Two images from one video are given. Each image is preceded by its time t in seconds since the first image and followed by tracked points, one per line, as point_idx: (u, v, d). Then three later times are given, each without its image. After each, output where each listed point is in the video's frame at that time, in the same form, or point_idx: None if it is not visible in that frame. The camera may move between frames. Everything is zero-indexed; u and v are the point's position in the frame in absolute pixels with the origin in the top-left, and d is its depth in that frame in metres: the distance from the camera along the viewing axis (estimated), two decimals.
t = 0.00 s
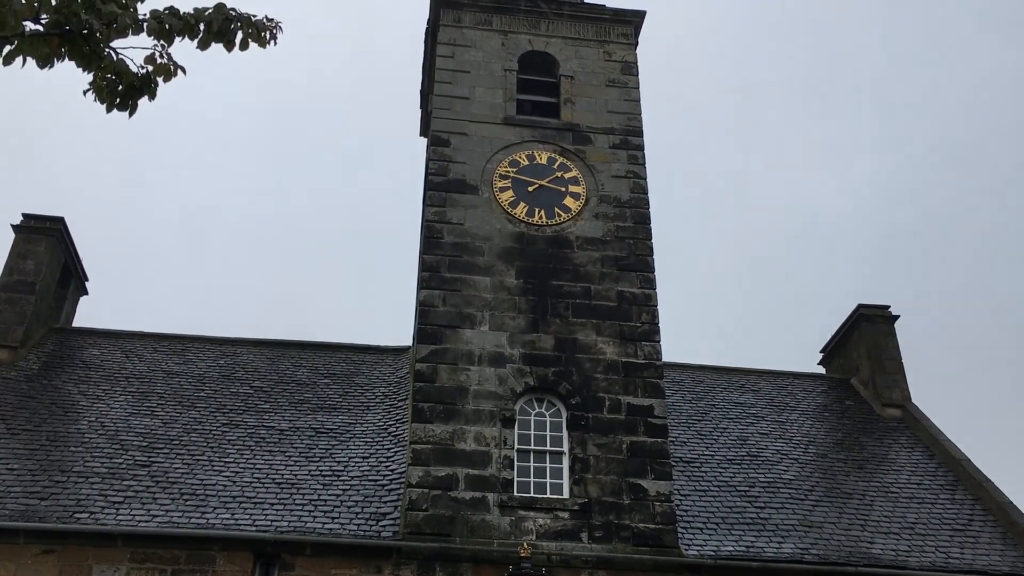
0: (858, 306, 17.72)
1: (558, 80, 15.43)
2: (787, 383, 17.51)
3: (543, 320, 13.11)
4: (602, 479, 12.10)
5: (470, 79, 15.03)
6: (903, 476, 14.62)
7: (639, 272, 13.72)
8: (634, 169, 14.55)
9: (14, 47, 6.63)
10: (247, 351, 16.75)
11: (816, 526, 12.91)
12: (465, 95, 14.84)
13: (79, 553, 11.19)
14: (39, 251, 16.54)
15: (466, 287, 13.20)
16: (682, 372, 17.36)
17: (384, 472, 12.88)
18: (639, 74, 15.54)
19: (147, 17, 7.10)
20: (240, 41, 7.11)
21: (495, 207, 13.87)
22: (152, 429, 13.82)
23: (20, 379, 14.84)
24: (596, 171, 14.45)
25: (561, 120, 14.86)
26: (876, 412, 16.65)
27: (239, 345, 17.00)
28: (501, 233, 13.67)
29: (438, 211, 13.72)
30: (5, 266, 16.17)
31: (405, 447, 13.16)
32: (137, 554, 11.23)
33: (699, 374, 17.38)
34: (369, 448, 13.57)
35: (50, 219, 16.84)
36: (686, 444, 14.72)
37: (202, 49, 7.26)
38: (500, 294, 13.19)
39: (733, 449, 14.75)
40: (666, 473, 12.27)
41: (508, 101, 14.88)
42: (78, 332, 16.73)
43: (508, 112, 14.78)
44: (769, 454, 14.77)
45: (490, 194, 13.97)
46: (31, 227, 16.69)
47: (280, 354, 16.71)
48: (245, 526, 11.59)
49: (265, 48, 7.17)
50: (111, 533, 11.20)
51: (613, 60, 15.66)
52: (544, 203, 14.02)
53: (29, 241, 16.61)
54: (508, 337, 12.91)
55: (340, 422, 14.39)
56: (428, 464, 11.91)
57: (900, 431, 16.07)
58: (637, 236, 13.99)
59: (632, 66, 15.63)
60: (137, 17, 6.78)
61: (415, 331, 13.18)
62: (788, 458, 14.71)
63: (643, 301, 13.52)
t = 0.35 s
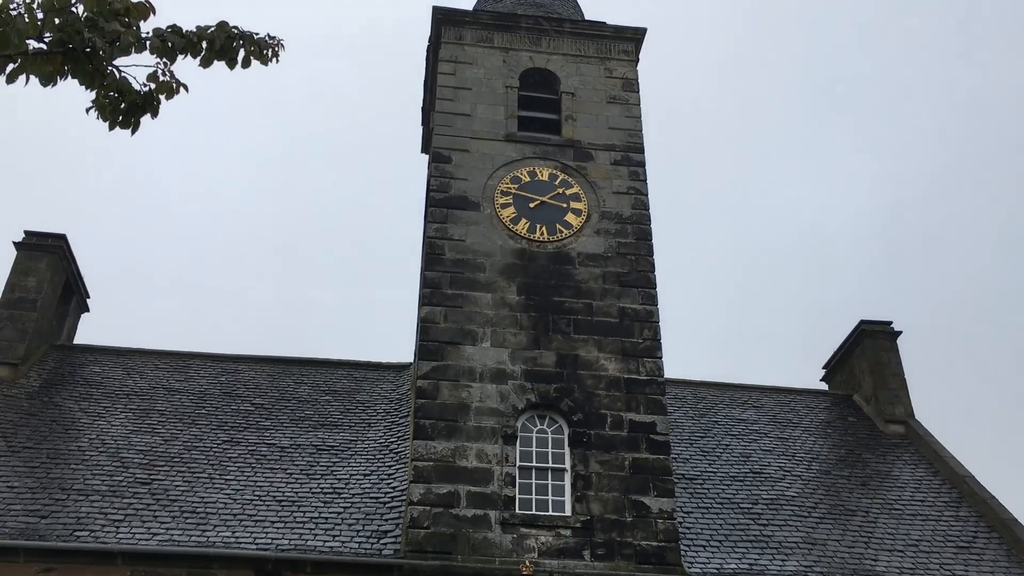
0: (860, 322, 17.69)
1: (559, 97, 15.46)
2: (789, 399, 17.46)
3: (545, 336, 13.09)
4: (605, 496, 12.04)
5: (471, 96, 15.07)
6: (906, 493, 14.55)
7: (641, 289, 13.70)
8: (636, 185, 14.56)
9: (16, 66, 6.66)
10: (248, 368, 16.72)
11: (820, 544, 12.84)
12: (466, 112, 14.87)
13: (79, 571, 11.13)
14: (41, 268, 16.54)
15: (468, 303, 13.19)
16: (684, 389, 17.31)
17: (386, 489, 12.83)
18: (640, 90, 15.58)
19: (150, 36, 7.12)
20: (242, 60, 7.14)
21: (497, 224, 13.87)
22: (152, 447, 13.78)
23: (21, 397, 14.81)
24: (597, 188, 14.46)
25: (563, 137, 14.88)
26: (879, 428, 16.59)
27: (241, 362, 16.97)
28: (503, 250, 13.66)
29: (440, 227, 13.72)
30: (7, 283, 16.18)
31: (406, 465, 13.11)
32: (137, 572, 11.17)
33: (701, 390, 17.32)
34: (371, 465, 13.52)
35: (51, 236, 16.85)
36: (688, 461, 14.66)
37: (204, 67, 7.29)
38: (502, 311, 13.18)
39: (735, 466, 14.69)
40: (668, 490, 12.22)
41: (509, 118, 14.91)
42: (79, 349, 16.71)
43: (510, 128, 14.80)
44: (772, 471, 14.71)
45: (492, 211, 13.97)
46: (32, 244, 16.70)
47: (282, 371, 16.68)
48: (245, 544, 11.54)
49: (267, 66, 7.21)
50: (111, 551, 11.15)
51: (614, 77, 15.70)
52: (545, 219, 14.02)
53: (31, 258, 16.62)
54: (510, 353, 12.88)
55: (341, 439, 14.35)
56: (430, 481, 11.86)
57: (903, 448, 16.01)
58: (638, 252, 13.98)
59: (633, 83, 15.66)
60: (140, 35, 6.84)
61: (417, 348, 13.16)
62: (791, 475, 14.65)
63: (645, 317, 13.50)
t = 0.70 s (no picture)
0: (861, 337, 17.67)
1: (560, 112, 15.51)
2: (791, 414, 17.42)
3: (547, 351, 13.09)
4: (607, 512, 12.01)
5: (472, 111, 15.12)
6: (909, 508, 14.51)
7: (642, 304, 13.71)
8: (637, 200, 14.59)
9: (20, 82, 6.70)
10: (249, 384, 16.71)
11: (823, 559, 12.79)
12: (468, 128, 14.92)
13: None
14: (43, 284, 16.57)
15: (469, 318, 13.20)
16: (685, 403, 17.29)
17: (387, 504, 12.80)
18: (640, 106, 15.63)
19: (153, 52, 7.17)
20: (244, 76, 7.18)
21: (498, 238, 13.89)
22: (153, 463, 13.76)
23: (22, 413, 14.82)
24: (598, 203, 14.49)
25: (564, 152, 14.93)
26: (882, 443, 16.55)
27: (242, 377, 16.96)
28: (504, 265, 13.68)
29: (441, 242, 13.74)
30: (9, 299, 16.21)
31: (407, 480, 13.09)
32: None
33: (702, 405, 17.29)
34: (372, 481, 13.50)
35: (54, 252, 16.88)
36: (690, 476, 14.62)
37: (207, 83, 7.34)
38: (503, 325, 13.18)
39: (738, 482, 14.65)
40: (670, 505, 12.18)
41: (510, 134, 14.95)
42: (80, 365, 16.72)
43: (511, 144, 14.85)
44: (775, 486, 14.68)
45: (493, 226, 14.00)
46: (35, 260, 16.73)
47: (283, 387, 16.66)
48: (246, 561, 11.51)
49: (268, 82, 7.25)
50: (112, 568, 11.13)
51: (615, 93, 15.75)
52: (547, 234, 14.04)
53: (33, 274, 16.64)
54: (511, 368, 12.88)
55: (342, 455, 14.33)
56: (431, 497, 11.84)
57: (905, 463, 15.97)
58: (640, 266, 13.99)
59: (633, 99, 15.72)
60: (143, 52, 6.90)
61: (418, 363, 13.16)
62: (793, 490, 14.62)
63: (647, 332, 13.49)
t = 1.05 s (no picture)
0: (862, 351, 17.64)
1: (560, 127, 15.54)
2: (793, 429, 17.37)
3: (547, 366, 13.06)
4: (608, 527, 11.97)
5: (473, 126, 15.15)
6: (912, 523, 14.45)
7: (643, 318, 13.69)
8: (637, 214, 14.59)
9: (21, 97, 6.71)
10: (249, 399, 16.68)
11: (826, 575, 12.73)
12: (468, 142, 14.95)
13: None
14: (44, 299, 16.57)
15: (470, 332, 13.18)
16: (687, 418, 17.24)
17: (387, 520, 12.75)
18: (640, 120, 15.67)
19: (155, 68, 7.19)
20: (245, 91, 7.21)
21: (499, 253, 13.89)
22: (153, 478, 13.72)
23: (22, 428, 14.79)
24: (599, 217, 14.49)
25: (564, 167, 14.95)
26: (884, 458, 16.50)
27: (242, 391, 16.93)
28: (505, 279, 13.68)
29: (442, 257, 13.74)
30: (10, 314, 16.20)
31: (408, 495, 13.04)
32: None
33: (703, 420, 17.24)
34: (372, 496, 13.45)
35: (55, 266, 16.87)
36: (692, 491, 14.56)
37: (208, 98, 7.36)
38: (504, 340, 13.17)
39: (739, 497, 14.59)
40: (671, 520, 12.14)
41: (511, 148, 14.97)
42: (81, 379, 16.70)
43: (511, 158, 14.87)
44: (776, 501, 14.62)
45: (494, 240, 14.00)
46: (35, 274, 16.74)
47: (283, 402, 16.63)
48: None
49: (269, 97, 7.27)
50: None
51: (615, 108, 15.79)
52: (547, 248, 14.04)
53: (34, 289, 16.64)
54: (512, 383, 12.85)
55: (343, 470, 14.29)
56: (432, 512, 11.80)
57: (908, 478, 15.92)
58: (640, 281, 13.99)
59: (633, 113, 15.75)
60: (145, 67, 6.92)
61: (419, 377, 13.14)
62: (795, 506, 14.56)
63: (647, 346, 13.47)
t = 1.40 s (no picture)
0: (862, 364, 17.62)
1: (560, 140, 15.56)
2: (793, 442, 17.33)
3: (547, 379, 13.04)
4: (608, 540, 11.93)
5: (473, 139, 15.18)
6: (913, 537, 14.40)
7: (643, 331, 13.68)
8: (637, 227, 14.60)
9: (22, 111, 6.73)
10: (249, 412, 16.65)
11: None
12: (468, 155, 14.97)
13: None
14: (43, 312, 16.55)
15: (470, 345, 13.17)
16: (687, 431, 17.20)
17: (387, 533, 12.70)
18: (640, 134, 15.69)
19: (155, 81, 7.21)
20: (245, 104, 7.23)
21: (498, 266, 13.89)
22: (152, 492, 13.68)
23: (20, 441, 14.76)
24: (598, 230, 14.50)
25: (564, 180, 14.96)
26: (885, 471, 16.46)
27: (241, 405, 16.89)
28: (505, 292, 13.67)
29: (442, 269, 13.74)
30: (9, 327, 16.19)
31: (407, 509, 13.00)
32: None
33: (704, 433, 17.20)
34: (372, 509, 13.41)
35: (55, 280, 16.87)
36: (692, 504, 14.51)
37: (209, 111, 7.38)
38: (504, 353, 13.15)
39: (740, 510, 14.54)
40: (672, 534, 12.10)
41: (511, 161, 14.99)
42: (80, 393, 16.67)
43: (511, 171, 14.88)
44: (777, 515, 14.57)
45: (493, 253, 14.00)
46: (35, 288, 16.74)
47: (282, 415, 16.60)
48: None
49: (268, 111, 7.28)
50: None
51: (615, 121, 15.82)
52: (547, 262, 14.03)
53: (34, 302, 16.64)
54: (512, 396, 12.83)
55: (342, 483, 14.25)
56: (431, 525, 11.77)
57: (909, 491, 15.87)
58: (640, 293, 13.98)
59: (633, 127, 15.77)
60: (146, 80, 6.95)
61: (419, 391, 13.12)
62: (796, 519, 14.51)
63: (647, 358, 13.46)
